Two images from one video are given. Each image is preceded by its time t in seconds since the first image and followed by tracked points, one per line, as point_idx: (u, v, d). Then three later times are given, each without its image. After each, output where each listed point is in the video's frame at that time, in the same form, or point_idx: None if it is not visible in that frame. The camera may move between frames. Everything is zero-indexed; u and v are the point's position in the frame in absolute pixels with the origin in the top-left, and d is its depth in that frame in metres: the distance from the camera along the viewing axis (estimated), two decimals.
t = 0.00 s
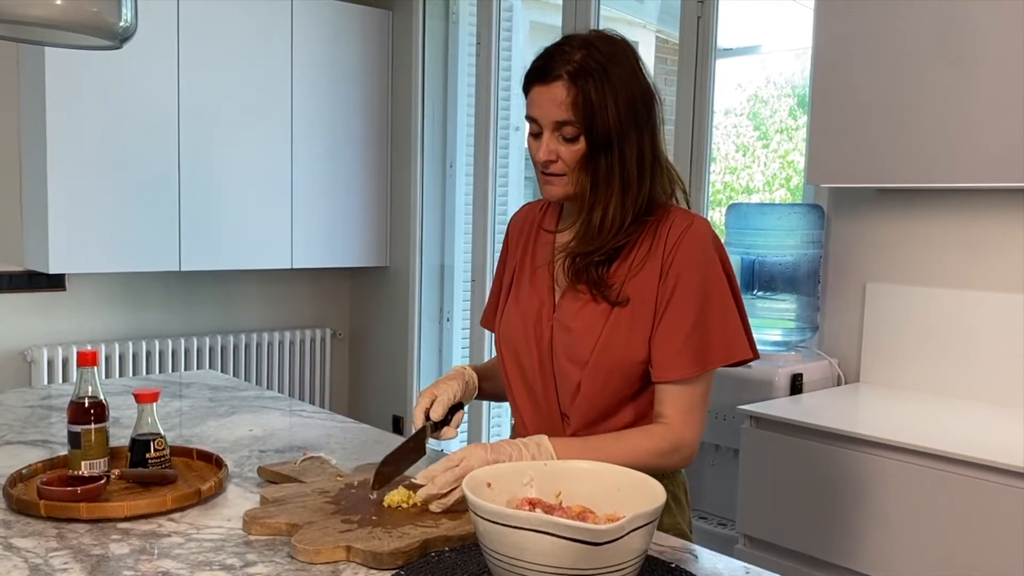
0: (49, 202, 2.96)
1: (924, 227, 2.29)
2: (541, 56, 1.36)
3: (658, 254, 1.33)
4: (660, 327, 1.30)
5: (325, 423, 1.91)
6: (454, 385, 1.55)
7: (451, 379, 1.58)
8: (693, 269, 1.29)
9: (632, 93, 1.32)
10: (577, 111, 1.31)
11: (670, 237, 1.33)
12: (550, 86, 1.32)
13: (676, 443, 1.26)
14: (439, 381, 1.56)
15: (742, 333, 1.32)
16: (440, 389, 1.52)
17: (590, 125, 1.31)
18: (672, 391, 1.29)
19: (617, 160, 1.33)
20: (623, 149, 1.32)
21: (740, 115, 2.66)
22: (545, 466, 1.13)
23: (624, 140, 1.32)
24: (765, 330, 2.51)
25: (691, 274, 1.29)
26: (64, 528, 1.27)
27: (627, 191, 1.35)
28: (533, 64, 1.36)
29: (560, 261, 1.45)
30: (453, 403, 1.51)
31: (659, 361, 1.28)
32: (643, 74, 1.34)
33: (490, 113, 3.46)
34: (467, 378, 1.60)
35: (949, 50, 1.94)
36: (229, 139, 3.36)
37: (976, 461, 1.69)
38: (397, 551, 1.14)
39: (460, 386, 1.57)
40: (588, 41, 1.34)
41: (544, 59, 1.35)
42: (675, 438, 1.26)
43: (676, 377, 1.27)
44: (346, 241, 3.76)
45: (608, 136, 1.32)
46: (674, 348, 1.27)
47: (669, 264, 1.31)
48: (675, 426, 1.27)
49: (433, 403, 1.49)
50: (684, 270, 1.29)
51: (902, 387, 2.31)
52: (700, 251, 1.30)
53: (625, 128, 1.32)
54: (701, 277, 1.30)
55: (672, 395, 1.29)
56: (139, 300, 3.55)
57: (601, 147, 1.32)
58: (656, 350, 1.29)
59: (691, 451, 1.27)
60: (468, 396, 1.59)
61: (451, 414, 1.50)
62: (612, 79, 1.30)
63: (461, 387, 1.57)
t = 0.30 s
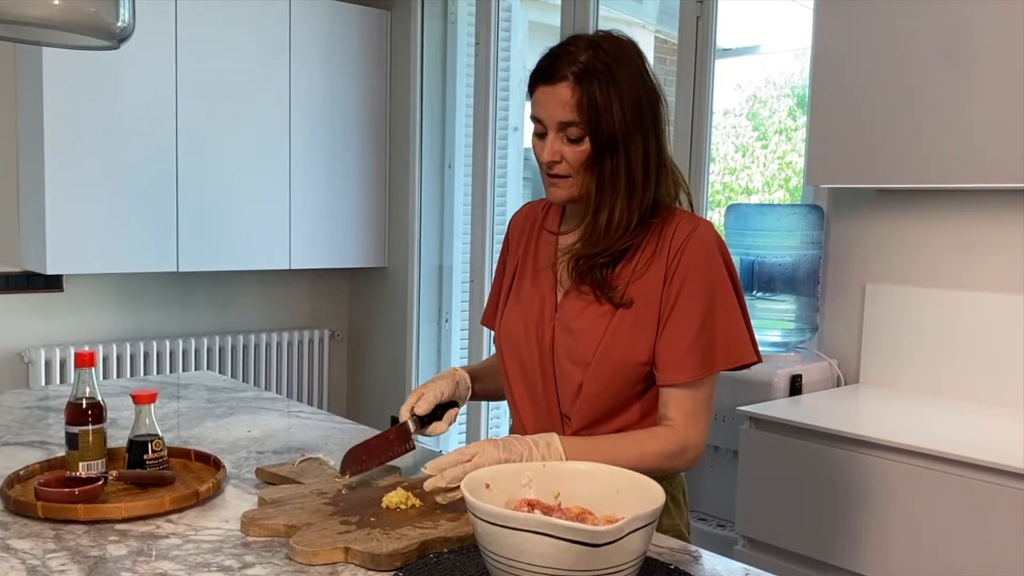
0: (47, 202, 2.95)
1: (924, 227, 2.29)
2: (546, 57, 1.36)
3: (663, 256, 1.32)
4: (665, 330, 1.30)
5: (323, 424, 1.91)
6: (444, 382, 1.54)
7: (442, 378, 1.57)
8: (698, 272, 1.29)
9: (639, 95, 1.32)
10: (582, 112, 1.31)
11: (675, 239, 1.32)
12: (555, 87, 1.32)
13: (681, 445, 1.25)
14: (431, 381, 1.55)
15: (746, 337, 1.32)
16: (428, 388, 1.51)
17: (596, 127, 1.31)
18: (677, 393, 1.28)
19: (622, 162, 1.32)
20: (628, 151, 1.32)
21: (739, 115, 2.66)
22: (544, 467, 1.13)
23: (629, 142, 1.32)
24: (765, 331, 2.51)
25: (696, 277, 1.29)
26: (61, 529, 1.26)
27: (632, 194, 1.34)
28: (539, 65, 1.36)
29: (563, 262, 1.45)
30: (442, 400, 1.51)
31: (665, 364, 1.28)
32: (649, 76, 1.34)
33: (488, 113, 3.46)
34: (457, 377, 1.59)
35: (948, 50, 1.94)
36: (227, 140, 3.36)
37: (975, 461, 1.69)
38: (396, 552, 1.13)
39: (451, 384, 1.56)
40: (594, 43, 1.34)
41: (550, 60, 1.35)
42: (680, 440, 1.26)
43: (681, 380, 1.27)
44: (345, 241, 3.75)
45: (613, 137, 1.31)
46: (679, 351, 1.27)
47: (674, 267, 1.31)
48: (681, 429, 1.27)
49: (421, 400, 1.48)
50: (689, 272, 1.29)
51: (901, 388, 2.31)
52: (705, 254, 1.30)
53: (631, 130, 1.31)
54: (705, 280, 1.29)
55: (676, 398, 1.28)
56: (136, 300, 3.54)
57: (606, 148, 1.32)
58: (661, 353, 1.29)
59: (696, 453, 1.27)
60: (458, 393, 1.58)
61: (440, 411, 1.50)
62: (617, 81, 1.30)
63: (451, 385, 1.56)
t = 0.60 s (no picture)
0: (45, 202, 2.95)
1: (923, 228, 2.29)
2: (547, 58, 1.35)
3: (659, 257, 1.32)
4: (659, 330, 1.30)
5: (321, 426, 1.90)
6: (446, 402, 1.54)
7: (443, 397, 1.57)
8: (694, 273, 1.29)
9: (640, 97, 1.31)
10: (585, 116, 1.30)
11: (671, 240, 1.32)
12: (557, 89, 1.31)
13: (676, 447, 1.25)
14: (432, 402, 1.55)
15: (742, 338, 1.32)
16: (432, 409, 1.51)
17: (598, 130, 1.30)
18: (671, 393, 1.28)
19: (624, 165, 1.32)
20: (630, 155, 1.32)
21: (738, 115, 2.66)
22: (542, 469, 1.13)
23: (631, 145, 1.31)
24: (764, 332, 2.51)
25: (692, 278, 1.29)
26: (59, 531, 1.26)
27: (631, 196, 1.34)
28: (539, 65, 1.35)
29: (559, 263, 1.45)
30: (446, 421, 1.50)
31: (661, 365, 1.28)
32: (650, 78, 1.33)
33: (487, 114, 3.46)
34: (459, 396, 1.58)
35: (948, 51, 1.94)
36: (225, 140, 3.35)
37: (975, 462, 1.69)
38: (393, 554, 1.13)
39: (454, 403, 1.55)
40: (596, 44, 1.33)
41: (550, 61, 1.34)
42: (675, 443, 1.25)
43: (676, 381, 1.26)
44: (343, 242, 3.75)
45: (616, 141, 1.31)
46: (675, 352, 1.27)
47: (669, 267, 1.30)
48: (675, 430, 1.27)
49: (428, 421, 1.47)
50: (685, 273, 1.29)
51: (901, 390, 2.31)
52: (702, 254, 1.30)
53: (634, 133, 1.31)
54: (702, 281, 1.29)
55: (671, 399, 1.28)
56: (134, 301, 3.53)
57: (608, 151, 1.31)
58: (657, 354, 1.29)
59: (692, 455, 1.27)
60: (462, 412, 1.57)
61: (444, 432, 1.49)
62: (620, 84, 1.30)
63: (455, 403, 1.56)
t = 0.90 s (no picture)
0: (42, 202, 2.94)
1: (922, 229, 2.29)
2: (540, 60, 1.34)
3: (657, 257, 1.32)
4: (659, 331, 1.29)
5: (320, 427, 1.90)
6: (447, 410, 1.53)
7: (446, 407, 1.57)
8: (693, 273, 1.29)
9: (636, 96, 1.31)
10: (582, 118, 1.29)
11: (668, 240, 1.32)
12: (553, 92, 1.30)
13: (681, 448, 1.25)
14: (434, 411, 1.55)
15: (742, 337, 1.31)
16: (431, 416, 1.51)
17: (596, 131, 1.30)
18: (671, 395, 1.28)
19: (623, 165, 1.32)
20: (629, 155, 1.32)
21: (737, 115, 2.66)
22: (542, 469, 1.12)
23: (629, 144, 1.31)
24: (763, 333, 2.52)
25: (691, 278, 1.28)
26: (57, 532, 1.25)
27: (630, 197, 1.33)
28: (532, 68, 1.34)
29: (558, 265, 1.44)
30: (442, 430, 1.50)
31: (662, 366, 1.28)
32: (645, 77, 1.33)
33: (485, 114, 3.46)
34: (462, 406, 1.57)
35: (948, 51, 1.93)
36: (223, 140, 3.35)
37: (976, 463, 1.68)
38: (392, 555, 1.12)
39: (456, 412, 1.54)
40: (589, 43, 1.31)
41: (543, 63, 1.32)
42: (678, 443, 1.25)
43: (676, 381, 1.26)
44: (341, 242, 3.74)
45: (614, 141, 1.30)
46: (674, 352, 1.27)
47: (668, 267, 1.30)
48: (678, 430, 1.27)
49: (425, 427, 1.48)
50: (684, 273, 1.28)
51: (900, 391, 2.31)
52: (700, 253, 1.29)
53: (632, 133, 1.31)
54: (700, 281, 1.29)
55: (673, 399, 1.28)
56: (132, 302, 3.52)
57: (605, 152, 1.31)
58: (657, 355, 1.28)
59: (694, 455, 1.27)
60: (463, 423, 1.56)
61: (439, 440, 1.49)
62: (616, 83, 1.29)
63: (458, 411, 1.55)
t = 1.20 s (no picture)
0: (40, 202, 2.93)
1: (922, 229, 2.29)
2: (531, 61, 1.33)
3: (658, 258, 1.31)
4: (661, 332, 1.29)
5: (319, 428, 1.89)
6: (459, 408, 1.52)
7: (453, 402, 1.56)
8: (693, 274, 1.28)
9: (628, 94, 1.30)
10: (574, 117, 1.29)
11: (669, 240, 1.31)
12: (544, 93, 1.29)
13: (687, 450, 1.25)
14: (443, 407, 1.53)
15: (744, 338, 1.31)
16: (442, 413, 1.49)
17: (588, 130, 1.29)
18: (678, 398, 1.27)
19: (616, 165, 1.31)
20: (622, 154, 1.31)
21: (737, 115, 2.66)
22: (540, 471, 1.12)
23: (622, 143, 1.30)
24: (764, 333, 2.51)
25: (692, 278, 1.28)
26: (54, 533, 1.25)
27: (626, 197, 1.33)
28: (523, 68, 1.34)
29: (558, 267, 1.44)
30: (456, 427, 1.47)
31: (665, 368, 1.27)
32: (638, 75, 1.32)
33: (484, 115, 3.45)
34: (473, 404, 1.56)
35: (947, 52, 1.93)
36: (222, 140, 3.34)
37: (975, 465, 1.68)
38: (391, 557, 1.12)
39: (466, 408, 1.54)
40: (579, 43, 1.31)
41: (535, 64, 1.32)
42: (685, 445, 1.25)
43: (679, 383, 1.26)
44: (340, 243, 3.74)
45: (606, 140, 1.30)
46: (677, 354, 1.26)
47: (668, 268, 1.30)
48: (685, 432, 1.26)
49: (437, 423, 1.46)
50: (684, 274, 1.28)
51: (900, 392, 2.31)
52: (700, 254, 1.29)
53: (623, 131, 1.30)
54: (701, 281, 1.29)
55: (677, 402, 1.28)
56: (130, 302, 3.52)
57: (599, 151, 1.30)
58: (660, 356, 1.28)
59: (700, 457, 1.27)
60: (473, 422, 1.56)
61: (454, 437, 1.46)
62: (607, 81, 1.28)
63: (468, 409, 1.54)
